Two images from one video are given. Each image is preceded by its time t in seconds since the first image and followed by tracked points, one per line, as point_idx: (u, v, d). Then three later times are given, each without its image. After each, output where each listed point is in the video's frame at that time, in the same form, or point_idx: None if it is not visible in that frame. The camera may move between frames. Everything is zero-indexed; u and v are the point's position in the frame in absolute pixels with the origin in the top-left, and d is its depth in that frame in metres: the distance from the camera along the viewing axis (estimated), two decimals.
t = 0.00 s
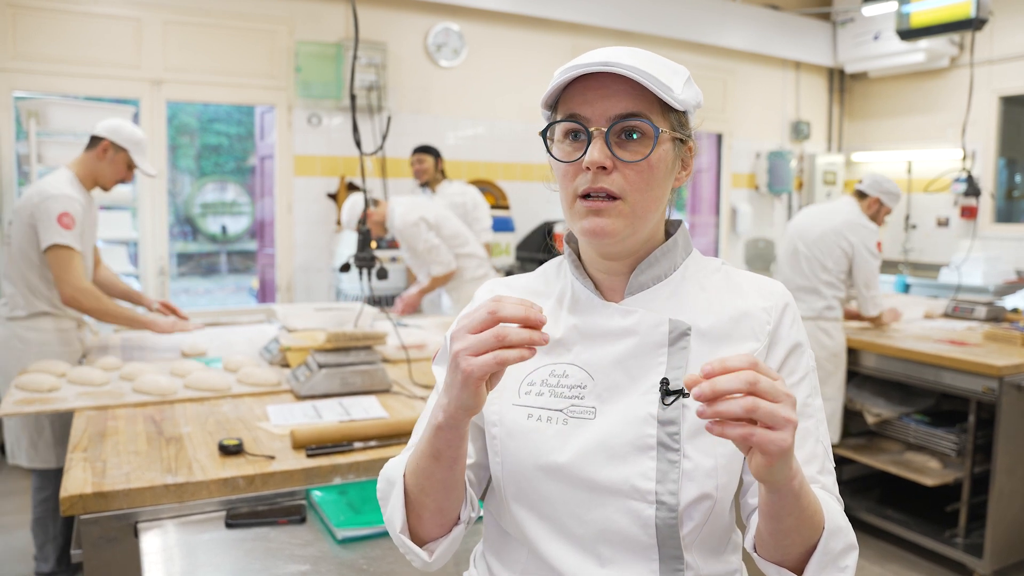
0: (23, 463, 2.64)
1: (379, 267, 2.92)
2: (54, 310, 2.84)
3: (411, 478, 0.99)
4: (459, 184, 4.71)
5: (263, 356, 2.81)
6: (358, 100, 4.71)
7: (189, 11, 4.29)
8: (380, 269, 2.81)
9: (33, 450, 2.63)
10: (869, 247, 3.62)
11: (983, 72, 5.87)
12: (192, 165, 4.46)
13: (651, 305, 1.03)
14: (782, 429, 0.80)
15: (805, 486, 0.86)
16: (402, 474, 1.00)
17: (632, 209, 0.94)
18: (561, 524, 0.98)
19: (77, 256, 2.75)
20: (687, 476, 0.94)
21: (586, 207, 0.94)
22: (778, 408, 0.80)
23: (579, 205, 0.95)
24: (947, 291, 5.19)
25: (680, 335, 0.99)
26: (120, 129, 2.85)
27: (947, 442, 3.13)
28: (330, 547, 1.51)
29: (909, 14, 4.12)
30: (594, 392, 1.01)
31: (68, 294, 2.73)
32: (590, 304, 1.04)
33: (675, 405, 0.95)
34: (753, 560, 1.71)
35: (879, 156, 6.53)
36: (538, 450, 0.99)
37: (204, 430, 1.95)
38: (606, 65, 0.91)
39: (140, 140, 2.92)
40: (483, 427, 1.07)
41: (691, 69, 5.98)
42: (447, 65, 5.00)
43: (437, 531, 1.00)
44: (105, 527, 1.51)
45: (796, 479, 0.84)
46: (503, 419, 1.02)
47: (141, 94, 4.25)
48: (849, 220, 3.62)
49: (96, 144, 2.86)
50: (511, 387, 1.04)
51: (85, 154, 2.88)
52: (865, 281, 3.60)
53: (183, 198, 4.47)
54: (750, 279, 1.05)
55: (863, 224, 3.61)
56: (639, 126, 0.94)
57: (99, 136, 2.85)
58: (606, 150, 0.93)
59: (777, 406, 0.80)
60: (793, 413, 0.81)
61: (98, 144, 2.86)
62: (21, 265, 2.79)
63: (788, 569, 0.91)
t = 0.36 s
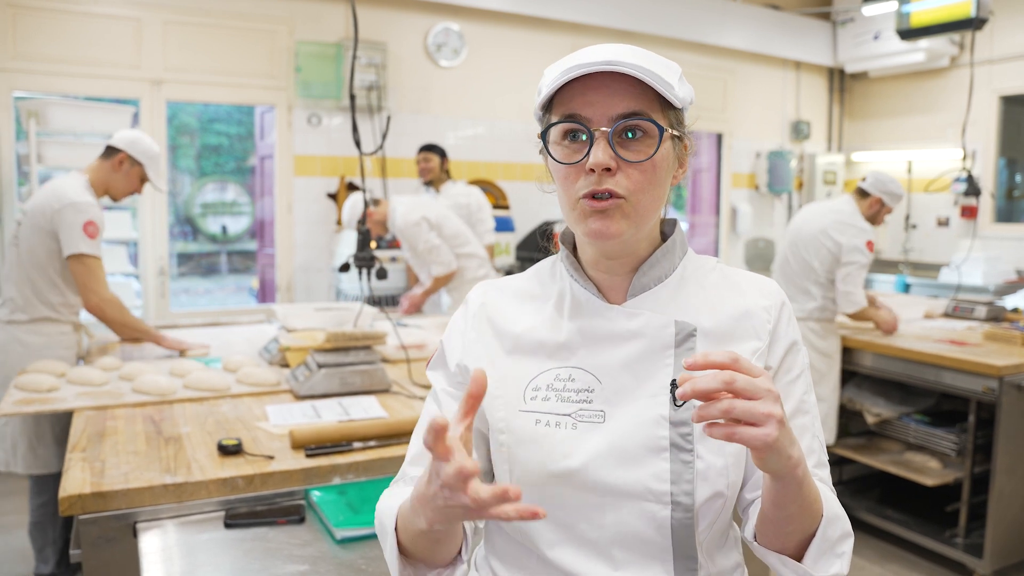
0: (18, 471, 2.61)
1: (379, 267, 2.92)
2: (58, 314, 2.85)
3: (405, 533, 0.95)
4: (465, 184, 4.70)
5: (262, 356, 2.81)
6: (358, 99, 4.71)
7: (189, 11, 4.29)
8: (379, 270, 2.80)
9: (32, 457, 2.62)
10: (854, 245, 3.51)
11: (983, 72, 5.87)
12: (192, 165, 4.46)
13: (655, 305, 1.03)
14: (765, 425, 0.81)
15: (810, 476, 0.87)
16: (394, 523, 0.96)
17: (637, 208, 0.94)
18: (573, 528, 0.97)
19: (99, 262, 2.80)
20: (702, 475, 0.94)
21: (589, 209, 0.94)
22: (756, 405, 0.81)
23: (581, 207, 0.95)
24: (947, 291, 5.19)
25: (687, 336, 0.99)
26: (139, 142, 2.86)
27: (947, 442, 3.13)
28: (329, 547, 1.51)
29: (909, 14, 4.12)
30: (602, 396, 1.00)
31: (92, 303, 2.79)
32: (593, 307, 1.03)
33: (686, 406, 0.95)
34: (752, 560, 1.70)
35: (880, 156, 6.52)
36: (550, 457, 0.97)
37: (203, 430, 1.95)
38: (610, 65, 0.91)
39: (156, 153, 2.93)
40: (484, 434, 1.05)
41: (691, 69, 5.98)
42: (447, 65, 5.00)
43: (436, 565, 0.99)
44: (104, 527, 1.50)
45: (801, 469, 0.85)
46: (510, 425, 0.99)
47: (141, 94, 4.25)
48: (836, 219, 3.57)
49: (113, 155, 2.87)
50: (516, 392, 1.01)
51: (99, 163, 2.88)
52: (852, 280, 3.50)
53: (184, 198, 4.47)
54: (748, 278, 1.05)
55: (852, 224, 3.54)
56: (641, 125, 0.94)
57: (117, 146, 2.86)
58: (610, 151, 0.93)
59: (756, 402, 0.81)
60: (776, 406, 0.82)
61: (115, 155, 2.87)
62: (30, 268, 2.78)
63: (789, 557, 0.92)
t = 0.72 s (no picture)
0: (17, 473, 2.61)
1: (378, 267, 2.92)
2: (59, 312, 2.85)
3: (412, 521, 0.95)
4: (463, 184, 4.71)
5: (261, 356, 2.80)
6: (358, 99, 4.71)
7: (189, 11, 4.29)
8: (378, 269, 2.80)
9: (32, 458, 2.62)
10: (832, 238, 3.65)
11: (984, 72, 5.86)
12: (192, 165, 4.46)
13: (657, 305, 1.03)
14: (781, 427, 0.81)
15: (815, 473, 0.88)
16: (400, 511, 0.96)
17: (631, 201, 0.94)
18: (580, 530, 0.96)
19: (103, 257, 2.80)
20: (708, 475, 0.94)
21: (583, 201, 0.94)
22: (773, 407, 0.81)
23: (576, 200, 0.94)
24: (947, 291, 5.18)
25: (690, 336, 0.99)
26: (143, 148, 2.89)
27: (947, 442, 3.13)
28: (327, 547, 1.51)
29: (909, 14, 4.12)
30: (607, 397, 0.99)
31: (97, 297, 2.81)
32: (595, 306, 1.03)
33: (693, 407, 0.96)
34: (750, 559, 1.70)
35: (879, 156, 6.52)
36: (556, 459, 0.96)
37: (202, 430, 1.95)
38: (602, 56, 0.92)
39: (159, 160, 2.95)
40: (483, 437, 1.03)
41: (692, 69, 5.99)
42: (447, 64, 5.00)
43: (440, 561, 0.99)
44: (101, 527, 1.50)
45: (809, 469, 0.86)
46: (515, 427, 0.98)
47: (141, 93, 4.24)
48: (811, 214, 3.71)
49: (116, 158, 2.88)
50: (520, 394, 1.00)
51: (103, 167, 2.89)
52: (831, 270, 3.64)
53: (183, 198, 4.47)
54: (745, 277, 1.06)
55: (826, 218, 3.69)
56: (635, 119, 0.94)
57: (121, 151, 2.88)
58: (603, 142, 0.93)
59: (772, 405, 0.81)
60: (791, 407, 0.82)
61: (119, 159, 2.87)
62: (34, 266, 2.77)
63: (792, 553, 0.93)
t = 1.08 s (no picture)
0: (19, 473, 2.62)
1: (378, 267, 2.92)
2: (57, 312, 2.85)
3: (409, 491, 0.95)
4: (462, 184, 4.72)
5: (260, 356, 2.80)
6: (357, 99, 4.71)
7: (189, 11, 4.29)
8: (378, 269, 2.80)
9: (32, 457, 2.62)
10: (824, 231, 3.68)
11: (983, 72, 5.87)
12: (192, 165, 4.46)
13: (660, 307, 1.02)
14: (778, 431, 0.81)
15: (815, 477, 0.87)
16: (399, 483, 0.97)
17: (626, 203, 0.93)
18: (580, 530, 0.96)
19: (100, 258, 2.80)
20: (708, 477, 0.94)
21: (579, 203, 0.94)
22: (770, 411, 0.80)
23: (573, 201, 0.95)
24: (946, 291, 5.19)
25: (693, 338, 0.99)
26: (143, 150, 2.89)
27: (946, 442, 3.13)
28: (326, 547, 1.50)
29: (908, 14, 4.12)
30: (609, 397, 0.99)
31: (96, 298, 2.80)
32: (598, 307, 1.02)
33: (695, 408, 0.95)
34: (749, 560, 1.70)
35: (879, 156, 6.52)
36: (556, 458, 0.96)
37: (200, 430, 1.95)
38: (594, 61, 0.91)
39: (157, 162, 2.95)
40: (481, 437, 1.02)
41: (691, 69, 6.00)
42: (447, 64, 5.00)
43: (437, 542, 0.97)
44: (100, 527, 1.50)
45: (808, 471, 0.85)
46: (517, 427, 0.98)
47: (141, 93, 4.24)
48: (805, 210, 3.75)
49: (115, 159, 2.88)
50: (521, 393, 1.00)
51: (101, 167, 2.89)
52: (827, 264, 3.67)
53: (183, 198, 4.47)
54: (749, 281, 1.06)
55: (818, 212, 3.71)
56: (634, 122, 0.94)
57: (119, 152, 2.88)
58: (598, 145, 0.93)
59: (769, 408, 0.81)
60: (788, 410, 0.82)
61: (117, 160, 2.88)
62: (34, 266, 2.77)
63: (791, 558, 0.92)
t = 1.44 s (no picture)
0: (19, 473, 2.62)
1: (378, 267, 2.91)
2: (57, 312, 2.85)
3: (405, 476, 0.96)
4: (462, 184, 4.72)
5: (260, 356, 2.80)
6: (357, 99, 4.71)
7: (189, 11, 4.28)
8: (378, 269, 2.80)
9: (32, 458, 2.62)
10: (845, 241, 3.63)
11: (983, 72, 5.87)
12: (191, 165, 4.46)
13: (659, 306, 1.02)
14: (763, 430, 0.80)
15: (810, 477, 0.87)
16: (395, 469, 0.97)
17: (629, 202, 0.93)
18: (573, 526, 0.97)
19: (100, 259, 2.80)
20: (701, 476, 0.94)
21: (582, 201, 0.94)
22: (755, 409, 0.80)
23: (576, 199, 0.95)
24: (946, 291, 5.20)
25: (690, 337, 0.99)
26: (143, 151, 2.89)
27: (946, 442, 3.13)
28: (326, 547, 1.50)
29: (908, 14, 4.12)
30: (605, 395, 0.99)
31: (94, 299, 2.79)
32: (597, 305, 1.03)
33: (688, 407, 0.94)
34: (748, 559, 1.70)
35: (879, 156, 6.52)
36: (550, 454, 0.97)
37: (201, 430, 1.95)
38: (599, 60, 0.91)
39: (157, 163, 2.95)
40: (480, 428, 1.03)
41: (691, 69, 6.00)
42: (446, 64, 5.00)
43: (434, 528, 0.97)
44: (100, 527, 1.50)
45: (801, 471, 0.85)
46: (513, 422, 0.99)
47: (141, 93, 4.24)
48: (825, 216, 3.67)
49: (115, 159, 2.88)
50: (518, 389, 1.01)
51: (101, 167, 2.89)
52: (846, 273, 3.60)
53: (183, 198, 4.47)
54: (752, 280, 1.06)
55: (836, 219, 3.65)
56: (637, 120, 0.93)
57: (119, 153, 2.88)
58: (602, 143, 0.93)
59: (754, 406, 0.81)
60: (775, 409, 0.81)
61: (118, 160, 2.87)
62: (33, 267, 2.77)
63: (789, 560, 0.92)
